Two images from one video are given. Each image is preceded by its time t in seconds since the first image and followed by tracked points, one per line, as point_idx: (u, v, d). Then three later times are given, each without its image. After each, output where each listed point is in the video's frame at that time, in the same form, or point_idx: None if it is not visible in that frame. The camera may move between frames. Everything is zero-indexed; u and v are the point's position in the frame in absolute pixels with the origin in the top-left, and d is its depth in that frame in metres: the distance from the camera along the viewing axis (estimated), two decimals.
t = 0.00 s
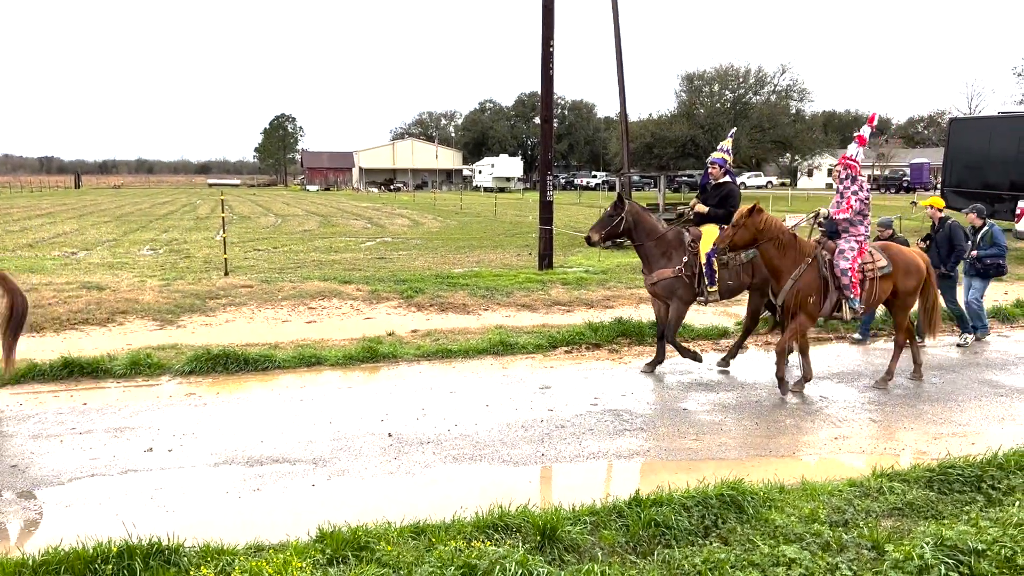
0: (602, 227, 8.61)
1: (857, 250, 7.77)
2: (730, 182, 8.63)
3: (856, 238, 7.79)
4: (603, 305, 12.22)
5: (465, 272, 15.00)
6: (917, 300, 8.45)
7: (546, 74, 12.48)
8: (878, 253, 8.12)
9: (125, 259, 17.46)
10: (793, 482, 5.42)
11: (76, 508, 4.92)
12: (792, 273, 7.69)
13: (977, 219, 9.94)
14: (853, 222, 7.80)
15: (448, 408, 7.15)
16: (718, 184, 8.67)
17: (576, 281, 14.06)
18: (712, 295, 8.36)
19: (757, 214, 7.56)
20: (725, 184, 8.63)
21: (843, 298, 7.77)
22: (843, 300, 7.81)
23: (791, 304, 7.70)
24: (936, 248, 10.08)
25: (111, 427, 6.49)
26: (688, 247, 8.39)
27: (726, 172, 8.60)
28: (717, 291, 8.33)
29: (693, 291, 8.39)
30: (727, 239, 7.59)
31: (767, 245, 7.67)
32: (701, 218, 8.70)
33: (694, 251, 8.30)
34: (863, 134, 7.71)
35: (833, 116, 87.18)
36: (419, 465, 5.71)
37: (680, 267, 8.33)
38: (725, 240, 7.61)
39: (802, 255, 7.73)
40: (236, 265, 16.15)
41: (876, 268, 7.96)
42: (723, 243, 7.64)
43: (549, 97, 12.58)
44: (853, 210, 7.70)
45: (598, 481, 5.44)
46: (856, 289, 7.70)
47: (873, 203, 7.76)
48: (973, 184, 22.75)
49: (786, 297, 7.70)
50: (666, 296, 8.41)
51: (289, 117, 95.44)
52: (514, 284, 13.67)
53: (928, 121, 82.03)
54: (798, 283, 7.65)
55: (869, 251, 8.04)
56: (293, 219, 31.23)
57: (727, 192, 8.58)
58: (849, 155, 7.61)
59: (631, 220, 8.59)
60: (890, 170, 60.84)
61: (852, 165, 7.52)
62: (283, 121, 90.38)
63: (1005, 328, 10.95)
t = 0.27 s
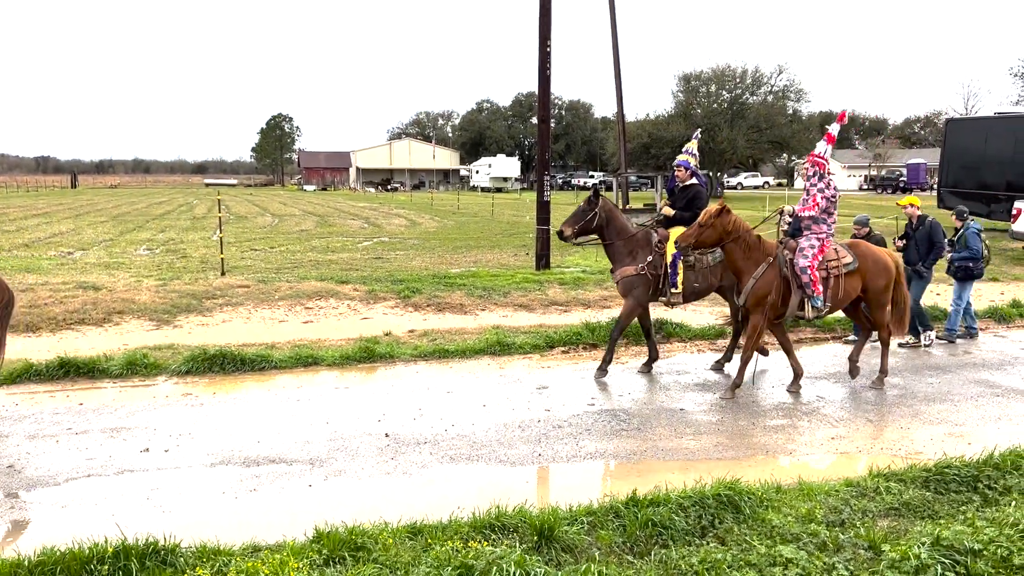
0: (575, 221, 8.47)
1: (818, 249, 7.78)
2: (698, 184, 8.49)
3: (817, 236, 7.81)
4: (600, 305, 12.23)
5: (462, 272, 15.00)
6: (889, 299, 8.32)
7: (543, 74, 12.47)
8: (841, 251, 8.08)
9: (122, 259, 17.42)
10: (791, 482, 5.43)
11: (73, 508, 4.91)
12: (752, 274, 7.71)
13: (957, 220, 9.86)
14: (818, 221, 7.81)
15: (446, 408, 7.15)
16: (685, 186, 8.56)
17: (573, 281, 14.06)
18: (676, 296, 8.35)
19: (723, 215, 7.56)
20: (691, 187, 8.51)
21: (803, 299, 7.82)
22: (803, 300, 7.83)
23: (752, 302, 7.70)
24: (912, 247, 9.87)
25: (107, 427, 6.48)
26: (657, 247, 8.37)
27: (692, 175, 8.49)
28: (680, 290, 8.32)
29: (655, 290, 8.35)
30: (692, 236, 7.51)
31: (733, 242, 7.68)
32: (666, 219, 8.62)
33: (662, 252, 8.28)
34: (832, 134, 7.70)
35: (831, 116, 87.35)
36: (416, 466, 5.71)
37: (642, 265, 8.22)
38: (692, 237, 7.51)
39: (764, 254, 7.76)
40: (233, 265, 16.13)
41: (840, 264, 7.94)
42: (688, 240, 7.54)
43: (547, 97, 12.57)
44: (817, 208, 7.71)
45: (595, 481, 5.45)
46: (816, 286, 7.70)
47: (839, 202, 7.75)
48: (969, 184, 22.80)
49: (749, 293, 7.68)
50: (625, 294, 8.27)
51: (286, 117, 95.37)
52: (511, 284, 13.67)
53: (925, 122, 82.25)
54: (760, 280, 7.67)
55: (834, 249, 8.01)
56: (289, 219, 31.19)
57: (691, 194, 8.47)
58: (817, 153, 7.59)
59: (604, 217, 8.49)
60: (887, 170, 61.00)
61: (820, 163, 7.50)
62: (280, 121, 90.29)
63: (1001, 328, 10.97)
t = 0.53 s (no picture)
0: (544, 222, 8.30)
1: (780, 252, 7.67)
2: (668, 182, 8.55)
3: (780, 239, 7.73)
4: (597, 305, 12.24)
5: (460, 273, 15.01)
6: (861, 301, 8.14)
7: (540, 74, 12.47)
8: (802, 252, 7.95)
9: (118, 259, 17.40)
10: (788, 482, 5.44)
11: (69, 509, 4.90)
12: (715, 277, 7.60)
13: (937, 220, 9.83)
14: (781, 223, 7.72)
15: (443, 409, 7.15)
16: (655, 184, 8.68)
17: (570, 281, 14.08)
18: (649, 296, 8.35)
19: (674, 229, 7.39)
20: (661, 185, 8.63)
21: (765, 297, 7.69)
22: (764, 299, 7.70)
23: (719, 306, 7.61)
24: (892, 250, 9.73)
25: (104, 428, 6.48)
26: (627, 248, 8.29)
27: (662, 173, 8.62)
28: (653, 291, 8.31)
29: (626, 291, 8.28)
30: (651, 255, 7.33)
31: (690, 250, 7.57)
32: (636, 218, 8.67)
33: (631, 253, 8.19)
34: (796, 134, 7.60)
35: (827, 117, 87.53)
36: (414, 466, 5.71)
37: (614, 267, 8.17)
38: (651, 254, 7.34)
39: (724, 255, 7.65)
40: (230, 265, 16.12)
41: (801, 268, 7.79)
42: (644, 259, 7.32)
43: (544, 97, 12.57)
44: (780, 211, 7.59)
45: (593, 482, 5.45)
46: (776, 286, 7.59)
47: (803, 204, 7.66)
48: (965, 185, 22.86)
49: (714, 299, 7.60)
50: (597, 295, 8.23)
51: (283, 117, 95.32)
52: (508, 284, 13.67)
53: (922, 122, 82.47)
54: (723, 283, 7.57)
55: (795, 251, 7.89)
56: (286, 220, 31.19)
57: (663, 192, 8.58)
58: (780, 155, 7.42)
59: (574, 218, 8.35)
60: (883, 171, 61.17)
61: (784, 166, 7.31)
62: (277, 121, 90.25)
63: (997, 329, 11.01)
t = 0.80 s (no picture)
0: (513, 217, 8.42)
1: (741, 249, 7.66)
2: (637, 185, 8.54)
3: (742, 238, 7.70)
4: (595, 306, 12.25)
5: (458, 274, 15.01)
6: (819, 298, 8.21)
7: (538, 75, 12.48)
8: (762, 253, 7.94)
9: (116, 260, 17.39)
10: (786, 483, 5.44)
11: (66, 510, 4.89)
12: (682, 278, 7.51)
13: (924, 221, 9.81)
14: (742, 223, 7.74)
15: (441, 410, 7.15)
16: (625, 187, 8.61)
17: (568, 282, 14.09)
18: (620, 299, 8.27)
19: (641, 231, 7.32)
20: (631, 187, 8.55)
21: (729, 297, 7.57)
22: (729, 299, 7.57)
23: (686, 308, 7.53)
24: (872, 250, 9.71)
25: (101, 428, 6.48)
26: (596, 249, 8.14)
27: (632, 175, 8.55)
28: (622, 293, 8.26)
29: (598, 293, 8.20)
30: (619, 255, 7.25)
31: (655, 254, 7.46)
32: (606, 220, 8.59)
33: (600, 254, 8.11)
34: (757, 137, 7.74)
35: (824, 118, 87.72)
36: (412, 467, 5.71)
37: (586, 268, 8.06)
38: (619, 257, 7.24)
39: (688, 257, 7.57)
40: (227, 266, 16.09)
41: (763, 265, 7.81)
42: (612, 262, 7.24)
43: (541, 98, 12.57)
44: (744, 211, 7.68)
45: (591, 482, 5.46)
46: (740, 284, 7.52)
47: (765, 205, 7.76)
48: (962, 186, 22.91)
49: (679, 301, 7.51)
50: (570, 298, 8.12)
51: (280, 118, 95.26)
52: (506, 285, 13.67)
53: (918, 124, 82.65)
54: (689, 285, 7.48)
55: (756, 251, 7.91)
56: (285, 220, 31.20)
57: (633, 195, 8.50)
58: (741, 155, 7.64)
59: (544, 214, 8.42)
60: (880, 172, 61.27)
61: (746, 166, 7.50)
62: (274, 121, 90.18)
63: (995, 329, 11.03)
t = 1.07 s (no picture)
0: (478, 221, 8.22)
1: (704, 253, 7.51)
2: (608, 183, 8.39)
3: (704, 242, 7.56)
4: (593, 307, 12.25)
5: (456, 275, 15.00)
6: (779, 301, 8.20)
7: (536, 76, 12.48)
8: (722, 255, 7.83)
9: (113, 261, 17.36)
10: (783, 483, 5.44)
11: (64, 512, 4.88)
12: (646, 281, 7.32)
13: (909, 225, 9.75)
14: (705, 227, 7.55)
15: (438, 411, 7.14)
16: (595, 186, 8.47)
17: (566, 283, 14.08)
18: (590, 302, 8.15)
19: (605, 238, 7.07)
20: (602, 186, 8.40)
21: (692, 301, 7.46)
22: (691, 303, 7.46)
23: (649, 313, 7.34)
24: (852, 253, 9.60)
25: (98, 429, 6.46)
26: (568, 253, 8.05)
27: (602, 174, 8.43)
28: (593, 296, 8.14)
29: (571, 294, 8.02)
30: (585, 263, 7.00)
31: (620, 258, 7.23)
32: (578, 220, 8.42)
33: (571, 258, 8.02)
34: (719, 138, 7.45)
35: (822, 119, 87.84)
36: (410, 468, 5.70)
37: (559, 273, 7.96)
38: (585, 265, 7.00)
39: (652, 260, 7.37)
40: (225, 267, 16.08)
41: (726, 269, 7.73)
42: (578, 270, 6.99)
43: (538, 99, 12.56)
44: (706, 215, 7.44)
45: (590, 483, 5.45)
46: (705, 289, 7.41)
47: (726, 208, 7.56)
48: (959, 187, 22.94)
49: (643, 306, 7.31)
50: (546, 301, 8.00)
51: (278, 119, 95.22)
52: (504, 286, 13.67)
53: (915, 125, 82.81)
54: (653, 290, 7.29)
55: (718, 254, 7.81)
56: (283, 221, 31.21)
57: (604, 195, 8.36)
58: (705, 159, 7.30)
59: (510, 218, 8.22)
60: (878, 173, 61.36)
61: (708, 171, 7.22)
62: (272, 122, 90.15)
63: (992, 330, 11.04)
